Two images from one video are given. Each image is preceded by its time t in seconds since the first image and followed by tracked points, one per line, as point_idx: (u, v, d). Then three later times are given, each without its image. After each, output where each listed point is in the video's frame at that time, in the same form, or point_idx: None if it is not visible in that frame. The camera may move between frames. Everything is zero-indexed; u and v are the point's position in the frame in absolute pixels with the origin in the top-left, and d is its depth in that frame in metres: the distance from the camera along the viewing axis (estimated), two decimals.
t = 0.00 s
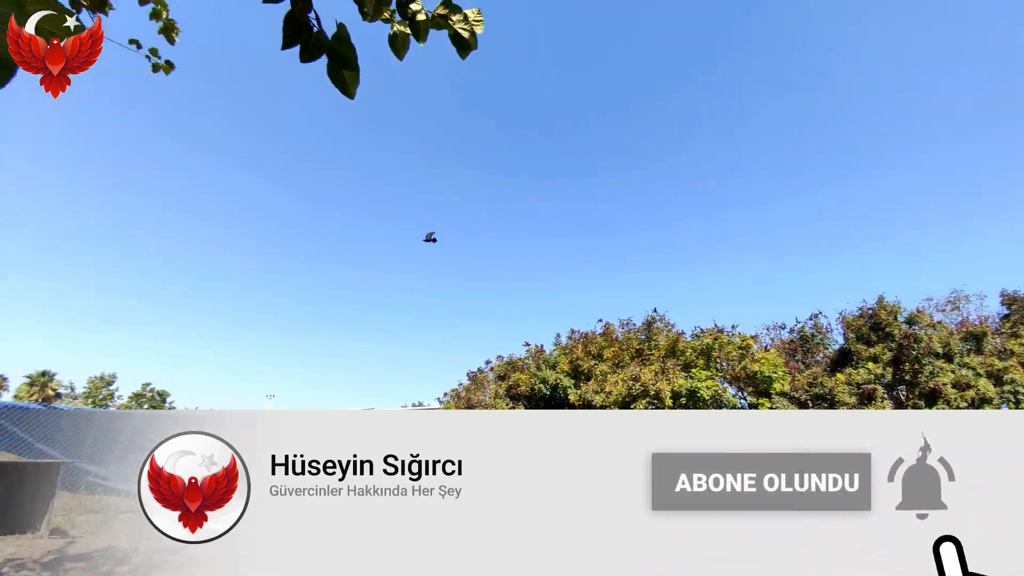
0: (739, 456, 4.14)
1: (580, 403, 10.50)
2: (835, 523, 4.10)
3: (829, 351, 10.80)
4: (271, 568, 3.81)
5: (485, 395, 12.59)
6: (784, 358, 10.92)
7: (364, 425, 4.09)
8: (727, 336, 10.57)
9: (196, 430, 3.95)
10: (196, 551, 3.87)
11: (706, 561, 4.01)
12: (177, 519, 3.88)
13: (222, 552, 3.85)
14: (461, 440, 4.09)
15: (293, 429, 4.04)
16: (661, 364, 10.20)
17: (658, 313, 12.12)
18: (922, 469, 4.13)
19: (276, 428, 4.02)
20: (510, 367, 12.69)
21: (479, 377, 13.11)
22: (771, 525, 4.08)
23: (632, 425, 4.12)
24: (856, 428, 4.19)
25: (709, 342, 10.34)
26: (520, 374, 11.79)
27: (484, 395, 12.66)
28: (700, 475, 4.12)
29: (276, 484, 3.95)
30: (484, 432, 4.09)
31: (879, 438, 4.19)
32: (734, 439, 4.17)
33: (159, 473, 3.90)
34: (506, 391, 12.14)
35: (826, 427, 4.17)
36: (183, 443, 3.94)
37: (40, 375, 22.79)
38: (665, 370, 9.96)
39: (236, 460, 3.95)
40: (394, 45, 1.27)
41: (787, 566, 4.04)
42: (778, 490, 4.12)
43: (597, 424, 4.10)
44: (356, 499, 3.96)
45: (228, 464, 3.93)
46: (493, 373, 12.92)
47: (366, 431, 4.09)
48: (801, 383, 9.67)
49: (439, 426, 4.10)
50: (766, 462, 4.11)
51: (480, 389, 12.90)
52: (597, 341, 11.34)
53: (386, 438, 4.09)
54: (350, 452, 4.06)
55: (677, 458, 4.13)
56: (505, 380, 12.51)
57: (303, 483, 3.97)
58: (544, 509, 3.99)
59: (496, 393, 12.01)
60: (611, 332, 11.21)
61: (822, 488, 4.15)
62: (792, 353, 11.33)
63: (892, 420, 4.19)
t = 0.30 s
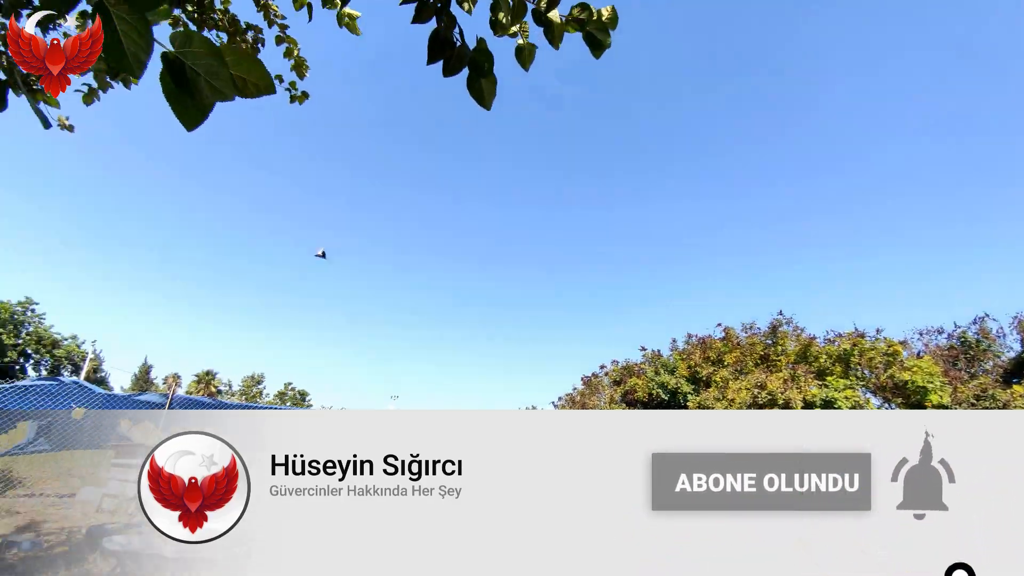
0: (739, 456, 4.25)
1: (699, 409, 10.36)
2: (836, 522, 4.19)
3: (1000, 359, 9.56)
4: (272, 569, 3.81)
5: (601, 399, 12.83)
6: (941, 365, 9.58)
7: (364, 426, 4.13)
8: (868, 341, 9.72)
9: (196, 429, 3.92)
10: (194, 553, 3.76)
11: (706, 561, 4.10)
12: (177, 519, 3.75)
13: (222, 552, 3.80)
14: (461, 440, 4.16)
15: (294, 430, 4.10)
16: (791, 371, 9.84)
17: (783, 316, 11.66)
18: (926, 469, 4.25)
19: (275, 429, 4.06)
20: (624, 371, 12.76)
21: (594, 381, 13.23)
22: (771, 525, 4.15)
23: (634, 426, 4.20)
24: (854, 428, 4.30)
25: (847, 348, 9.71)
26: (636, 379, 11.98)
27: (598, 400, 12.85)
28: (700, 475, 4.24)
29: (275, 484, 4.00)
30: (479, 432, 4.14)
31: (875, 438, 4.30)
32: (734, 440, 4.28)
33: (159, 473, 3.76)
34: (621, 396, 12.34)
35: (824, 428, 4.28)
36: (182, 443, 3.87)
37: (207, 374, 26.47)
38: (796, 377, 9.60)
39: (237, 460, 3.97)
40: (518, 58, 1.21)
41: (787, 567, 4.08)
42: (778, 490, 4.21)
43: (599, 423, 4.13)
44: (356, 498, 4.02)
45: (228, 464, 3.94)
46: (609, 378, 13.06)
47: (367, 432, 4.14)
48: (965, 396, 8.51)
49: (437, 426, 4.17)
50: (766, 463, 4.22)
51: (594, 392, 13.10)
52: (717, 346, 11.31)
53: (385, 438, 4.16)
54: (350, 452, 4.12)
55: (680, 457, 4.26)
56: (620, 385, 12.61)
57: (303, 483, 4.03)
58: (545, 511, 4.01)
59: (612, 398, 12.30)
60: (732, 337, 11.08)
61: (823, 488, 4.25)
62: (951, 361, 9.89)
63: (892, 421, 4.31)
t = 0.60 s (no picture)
0: (739, 454, 3.97)
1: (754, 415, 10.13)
2: (835, 524, 3.90)
3: None
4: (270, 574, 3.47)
5: (652, 403, 12.58)
6: None
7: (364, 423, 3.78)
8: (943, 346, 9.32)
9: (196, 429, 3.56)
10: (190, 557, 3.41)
11: (707, 562, 3.80)
12: (177, 520, 3.41)
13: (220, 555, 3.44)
14: (461, 439, 3.82)
15: (294, 428, 3.73)
16: (855, 378, 9.56)
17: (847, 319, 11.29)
18: (927, 467, 4.04)
19: (275, 427, 3.68)
20: (677, 375, 12.34)
21: (644, 385, 12.96)
22: (771, 525, 3.87)
23: (632, 425, 3.90)
24: (851, 428, 4.03)
25: (920, 354, 9.37)
26: (688, 384, 11.68)
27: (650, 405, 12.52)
28: (700, 475, 3.94)
29: (275, 484, 3.64)
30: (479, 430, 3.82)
31: (878, 438, 4.04)
32: (731, 439, 4.01)
33: (157, 473, 3.42)
34: (673, 401, 12.09)
35: (822, 427, 4.00)
36: (182, 442, 3.52)
37: (266, 373, 27.66)
38: (861, 384, 9.36)
39: (237, 459, 3.60)
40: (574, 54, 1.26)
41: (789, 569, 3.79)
42: (778, 490, 3.93)
43: (599, 423, 3.83)
44: (356, 500, 3.67)
45: (229, 464, 3.58)
46: (660, 382, 12.66)
47: (364, 430, 3.77)
48: None
49: (438, 424, 3.83)
50: (768, 462, 3.95)
51: (645, 398, 12.71)
52: (775, 350, 10.99)
53: (386, 436, 3.80)
54: (350, 452, 3.76)
55: (675, 456, 3.95)
56: (672, 389, 12.28)
57: (303, 483, 3.67)
58: (548, 512, 3.73)
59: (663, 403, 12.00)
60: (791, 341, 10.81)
61: (823, 488, 3.96)
62: None
63: (891, 420, 4.04)
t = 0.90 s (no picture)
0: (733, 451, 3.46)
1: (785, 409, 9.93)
2: (837, 527, 3.40)
3: None
4: None
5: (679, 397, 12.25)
6: None
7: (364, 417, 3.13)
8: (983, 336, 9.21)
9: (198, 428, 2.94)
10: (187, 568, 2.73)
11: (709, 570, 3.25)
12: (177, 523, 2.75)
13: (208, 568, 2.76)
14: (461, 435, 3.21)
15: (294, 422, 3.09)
16: (890, 368, 9.31)
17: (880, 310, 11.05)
18: (926, 468, 3.54)
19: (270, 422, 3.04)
20: (705, 369, 12.40)
21: (671, 379, 12.79)
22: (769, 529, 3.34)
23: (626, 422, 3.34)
24: (854, 424, 3.53)
25: (958, 343, 9.17)
26: (715, 376, 11.71)
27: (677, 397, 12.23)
28: (700, 474, 3.43)
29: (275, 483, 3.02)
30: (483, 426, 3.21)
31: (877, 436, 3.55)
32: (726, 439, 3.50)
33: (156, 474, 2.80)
34: (701, 394, 11.96)
35: (825, 423, 3.51)
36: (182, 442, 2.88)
37: (295, 371, 28.24)
38: (896, 375, 9.09)
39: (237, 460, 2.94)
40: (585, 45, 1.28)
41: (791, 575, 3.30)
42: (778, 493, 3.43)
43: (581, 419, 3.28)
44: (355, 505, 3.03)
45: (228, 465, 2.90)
46: (687, 375, 12.67)
47: (362, 425, 3.12)
48: None
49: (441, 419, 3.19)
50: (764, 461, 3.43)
51: (672, 391, 12.41)
52: (805, 343, 10.83)
53: (384, 432, 3.15)
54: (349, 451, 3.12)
55: (676, 455, 3.43)
56: (699, 382, 12.28)
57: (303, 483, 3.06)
58: (541, 516, 3.15)
59: (691, 396, 11.85)
60: (822, 332, 10.58)
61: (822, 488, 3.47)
62: None
63: (898, 416, 3.54)
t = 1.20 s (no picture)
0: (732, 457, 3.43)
1: (805, 407, 9.92)
2: (839, 532, 3.37)
3: None
4: None
5: (695, 396, 12.13)
6: None
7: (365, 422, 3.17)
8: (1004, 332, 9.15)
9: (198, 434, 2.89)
10: None
11: None
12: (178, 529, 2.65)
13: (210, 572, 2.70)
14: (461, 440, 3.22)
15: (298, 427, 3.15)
16: (911, 366, 9.21)
17: (898, 305, 10.95)
18: (925, 473, 3.55)
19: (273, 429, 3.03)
20: (721, 368, 12.35)
21: (687, 379, 12.66)
22: (768, 535, 3.33)
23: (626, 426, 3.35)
24: (859, 427, 3.48)
25: (980, 340, 9.09)
26: (732, 375, 11.68)
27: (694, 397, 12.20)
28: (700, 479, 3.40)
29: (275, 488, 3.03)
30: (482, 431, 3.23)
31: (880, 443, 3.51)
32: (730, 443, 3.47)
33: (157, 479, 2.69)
34: (718, 393, 11.93)
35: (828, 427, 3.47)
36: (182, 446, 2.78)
37: (312, 374, 28.45)
38: (917, 372, 8.98)
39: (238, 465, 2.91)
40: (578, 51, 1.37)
41: None
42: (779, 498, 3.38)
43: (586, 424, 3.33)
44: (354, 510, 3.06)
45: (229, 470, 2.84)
46: (704, 375, 12.58)
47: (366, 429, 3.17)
48: None
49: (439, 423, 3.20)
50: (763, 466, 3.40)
51: (688, 391, 12.31)
52: (824, 340, 10.70)
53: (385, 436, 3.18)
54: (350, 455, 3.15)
55: (676, 459, 3.41)
56: (716, 382, 12.21)
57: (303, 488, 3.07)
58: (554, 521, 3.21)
59: (709, 396, 11.81)
60: (841, 330, 10.47)
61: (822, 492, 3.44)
62: None
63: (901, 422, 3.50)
